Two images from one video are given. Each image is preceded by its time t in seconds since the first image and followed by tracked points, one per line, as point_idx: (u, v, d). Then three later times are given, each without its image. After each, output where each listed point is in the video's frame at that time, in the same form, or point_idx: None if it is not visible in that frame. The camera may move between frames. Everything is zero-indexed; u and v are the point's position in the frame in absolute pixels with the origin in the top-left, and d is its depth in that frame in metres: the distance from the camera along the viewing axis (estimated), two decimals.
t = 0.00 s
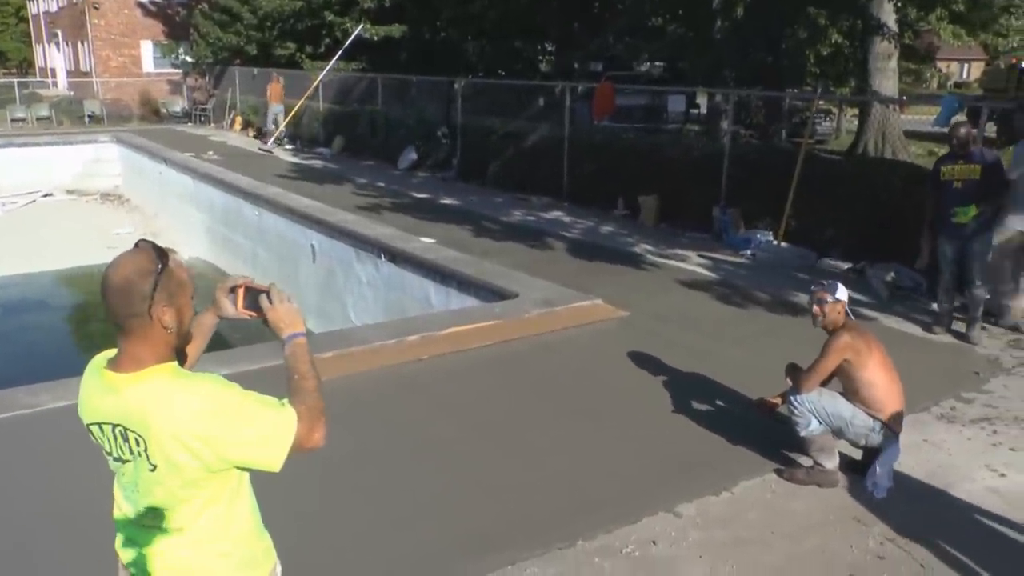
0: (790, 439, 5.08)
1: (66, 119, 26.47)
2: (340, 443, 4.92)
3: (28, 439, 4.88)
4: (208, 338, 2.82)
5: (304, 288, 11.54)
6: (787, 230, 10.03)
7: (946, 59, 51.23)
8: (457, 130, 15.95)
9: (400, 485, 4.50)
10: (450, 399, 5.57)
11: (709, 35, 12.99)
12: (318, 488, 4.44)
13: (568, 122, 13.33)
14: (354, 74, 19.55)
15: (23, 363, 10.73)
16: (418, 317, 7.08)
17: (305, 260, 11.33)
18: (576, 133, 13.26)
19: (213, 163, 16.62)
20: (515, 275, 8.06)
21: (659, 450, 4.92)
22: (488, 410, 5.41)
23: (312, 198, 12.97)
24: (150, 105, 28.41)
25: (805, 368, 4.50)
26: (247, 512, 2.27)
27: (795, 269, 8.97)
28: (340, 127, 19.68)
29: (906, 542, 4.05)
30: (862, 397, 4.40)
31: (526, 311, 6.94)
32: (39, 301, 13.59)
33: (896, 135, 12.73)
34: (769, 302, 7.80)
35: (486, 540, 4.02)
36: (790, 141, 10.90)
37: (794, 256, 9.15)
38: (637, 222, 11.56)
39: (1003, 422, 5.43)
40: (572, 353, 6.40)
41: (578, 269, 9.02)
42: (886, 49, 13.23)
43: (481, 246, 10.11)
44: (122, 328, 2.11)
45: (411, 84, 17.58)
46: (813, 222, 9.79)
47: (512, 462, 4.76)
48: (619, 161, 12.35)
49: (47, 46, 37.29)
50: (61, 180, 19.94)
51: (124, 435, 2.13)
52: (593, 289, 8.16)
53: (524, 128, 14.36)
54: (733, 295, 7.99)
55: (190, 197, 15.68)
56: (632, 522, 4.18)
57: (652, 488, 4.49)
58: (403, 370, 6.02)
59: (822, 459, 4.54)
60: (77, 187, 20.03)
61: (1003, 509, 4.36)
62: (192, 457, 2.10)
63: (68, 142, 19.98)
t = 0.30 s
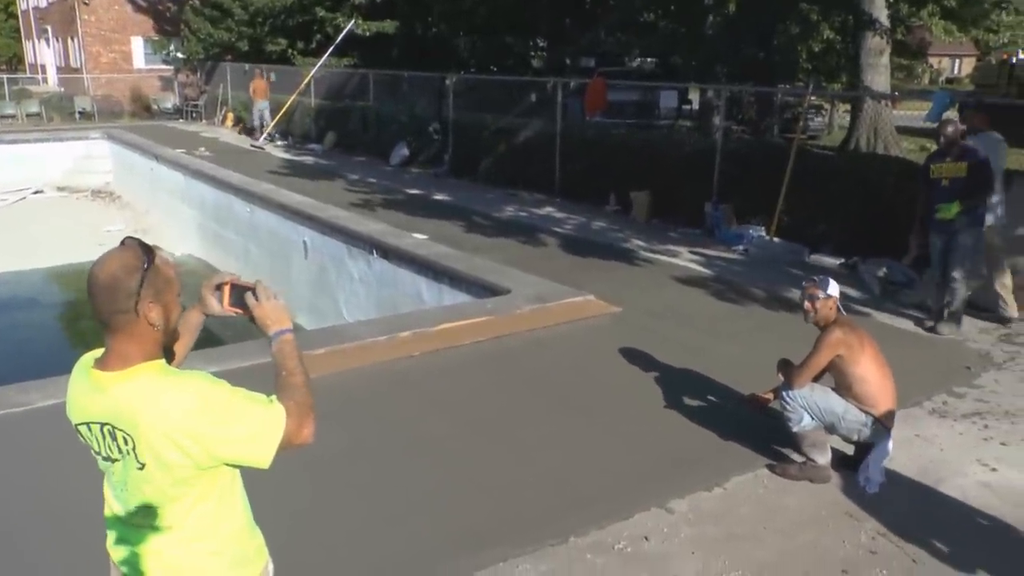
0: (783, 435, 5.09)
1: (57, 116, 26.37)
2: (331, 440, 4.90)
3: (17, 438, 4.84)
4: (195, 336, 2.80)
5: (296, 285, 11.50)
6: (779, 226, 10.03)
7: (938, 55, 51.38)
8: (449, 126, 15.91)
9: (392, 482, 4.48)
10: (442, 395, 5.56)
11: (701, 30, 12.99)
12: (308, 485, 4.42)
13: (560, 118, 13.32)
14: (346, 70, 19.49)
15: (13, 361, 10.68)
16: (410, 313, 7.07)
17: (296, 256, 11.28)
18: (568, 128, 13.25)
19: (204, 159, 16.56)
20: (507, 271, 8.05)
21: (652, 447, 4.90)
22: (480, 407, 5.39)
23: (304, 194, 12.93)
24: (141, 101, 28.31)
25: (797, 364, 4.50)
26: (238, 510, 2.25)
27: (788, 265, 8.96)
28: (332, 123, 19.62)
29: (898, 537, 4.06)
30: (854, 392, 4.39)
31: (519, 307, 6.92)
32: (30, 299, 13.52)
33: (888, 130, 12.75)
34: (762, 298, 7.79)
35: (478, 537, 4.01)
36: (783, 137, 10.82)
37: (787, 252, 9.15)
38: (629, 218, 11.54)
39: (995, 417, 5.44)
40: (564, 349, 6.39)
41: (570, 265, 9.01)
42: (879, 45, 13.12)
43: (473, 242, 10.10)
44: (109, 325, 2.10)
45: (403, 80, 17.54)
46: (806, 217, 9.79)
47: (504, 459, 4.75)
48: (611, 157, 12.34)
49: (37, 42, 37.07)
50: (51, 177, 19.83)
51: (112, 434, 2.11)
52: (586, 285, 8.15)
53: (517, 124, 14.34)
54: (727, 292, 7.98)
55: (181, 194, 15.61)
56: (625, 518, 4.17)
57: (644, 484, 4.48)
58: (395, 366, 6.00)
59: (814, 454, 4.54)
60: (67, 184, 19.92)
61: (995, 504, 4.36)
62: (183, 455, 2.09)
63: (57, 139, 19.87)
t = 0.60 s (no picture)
0: (778, 427, 5.09)
1: (49, 108, 26.28)
2: (325, 434, 4.88)
3: (10, 432, 4.81)
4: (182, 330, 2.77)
5: (290, 278, 11.45)
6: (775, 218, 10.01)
7: (934, 46, 51.54)
8: (444, 118, 15.84)
9: (386, 476, 4.46)
10: (437, 388, 5.53)
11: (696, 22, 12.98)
12: (303, 480, 4.40)
13: (555, 110, 13.27)
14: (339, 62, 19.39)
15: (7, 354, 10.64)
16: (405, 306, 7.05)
17: (291, 249, 11.24)
18: (563, 120, 13.21)
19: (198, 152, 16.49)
20: (502, 263, 8.02)
21: (647, 440, 4.88)
22: (475, 400, 5.37)
23: (298, 187, 12.89)
24: (135, 94, 28.21)
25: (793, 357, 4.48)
26: (225, 504, 2.23)
27: (783, 258, 8.92)
28: (326, 116, 19.53)
29: (894, 530, 4.05)
30: (850, 384, 4.38)
31: (514, 300, 6.90)
32: (23, 292, 13.46)
33: (883, 122, 12.72)
34: (759, 291, 7.78)
35: (473, 530, 3.99)
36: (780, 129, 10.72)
37: (781, 244, 9.07)
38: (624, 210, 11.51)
39: (989, 409, 5.43)
40: (560, 342, 6.36)
41: (565, 257, 8.99)
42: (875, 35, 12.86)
43: (468, 235, 10.07)
44: (94, 318, 2.07)
45: (397, 72, 17.46)
46: (801, 210, 9.77)
47: (499, 452, 4.73)
48: (606, 150, 12.30)
49: (29, 34, 36.83)
50: (44, 170, 19.72)
51: (97, 427, 2.09)
52: (581, 278, 8.13)
53: (512, 116, 14.28)
54: (724, 285, 7.95)
55: (175, 188, 15.53)
56: (620, 511, 4.16)
57: (640, 477, 4.46)
58: (390, 359, 5.98)
59: (809, 447, 4.52)
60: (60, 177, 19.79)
61: (990, 497, 4.35)
62: (168, 450, 2.06)
63: (51, 132, 19.75)
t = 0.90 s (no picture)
0: (775, 417, 5.08)
1: (45, 101, 26.20)
2: (321, 426, 4.85)
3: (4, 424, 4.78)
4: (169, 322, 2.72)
5: (286, 269, 11.43)
6: (772, 209, 9.99)
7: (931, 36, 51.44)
8: (440, 109, 15.78)
9: (382, 468, 4.44)
10: (433, 380, 5.51)
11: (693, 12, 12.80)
12: (299, 472, 4.37)
13: (552, 101, 13.24)
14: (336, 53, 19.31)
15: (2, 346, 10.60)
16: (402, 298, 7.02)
17: (286, 240, 11.22)
18: (560, 111, 13.17)
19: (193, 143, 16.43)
20: (499, 255, 7.99)
21: (644, 431, 4.86)
22: (472, 392, 5.35)
23: (294, 178, 12.84)
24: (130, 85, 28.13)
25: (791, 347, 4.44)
26: (196, 493, 2.24)
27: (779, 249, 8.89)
28: (322, 107, 19.46)
29: (891, 521, 4.03)
30: (848, 375, 4.36)
31: (511, 292, 6.88)
32: (18, 284, 13.41)
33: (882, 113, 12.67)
34: (756, 281, 7.76)
35: (469, 523, 3.97)
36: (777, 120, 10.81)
37: (778, 235, 9.01)
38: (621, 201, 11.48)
39: (988, 399, 5.42)
40: (557, 334, 6.34)
41: (562, 248, 8.96)
42: (871, 27, 13.11)
43: (464, 226, 10.04)
44: (71, 304, 2.07)
45: (394, 63, 17.39)
46: (799, 200, 9.75)
47: (496, 444, 4.71)
48: (602, 139, 12.28)
49: (23, 25, 36.66)
50: (40, 162, 19.66)
51: (68, 411, 2.09)
52: (578, 269, 8.10)
53: (508, 107, 14.24)
54: (722, 275, 7.93)
55: (171, 179, 15.48)
56: (617, 503, 4.14)
57: (637, 469, 4.45)
58: (386, 350, 5.94)
59: (807, 438, 4.50)
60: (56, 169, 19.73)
61: (988, 488, 4.34)
62: (136, 438, 2.07)
63: (46, 123, 19.68)
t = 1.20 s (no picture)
0: (775, 405, 5.06)
1: (42, 90, 26.08)
2: (319, 417, 4.83)
3: None
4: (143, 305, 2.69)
5: (284, 259, 11.40)
6: (773, 197, 9.95)
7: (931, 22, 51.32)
8: (439, 98, 15.72)
9: (381, 458, 4.41)
10: (432, 370, 5.48)
11: None
12: (297, 463, 4.35)
13: (551, 89, 13.16)
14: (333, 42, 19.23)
15: None
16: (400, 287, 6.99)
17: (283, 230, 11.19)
18: (559, 100, 13.10)
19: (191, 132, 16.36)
20: (498, 243, 7.95)
21: (644, 421, 4.83)
22: (471, 381, 5.32)
23: (291, 167, 12.80)
24: (128, 75, 28.03)
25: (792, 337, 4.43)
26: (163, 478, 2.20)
27: (779, 237, 8.87)
28: (320, 96, 19.37)
29: (892, 510, 4.01)
30: (849, 365, 4.33)
31: (509, 282, 6.85)
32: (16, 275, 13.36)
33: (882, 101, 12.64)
34: (756, 269, 7.72)
35: (468, 514, 3.94)
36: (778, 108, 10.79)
37: (778, 225, 9.02)
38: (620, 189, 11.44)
39: (989, 387, 5.40)
40: (556, 323, 6.30)
41: (561, 237, 8.92)
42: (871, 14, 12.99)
43: (463, 214, 10.00)
44: (31, 287, 2.06)
45: (392, 51, 17.32)
46: (798, 188, 9.71)
47: (496, 434, 4.68)
48: (601, 127, 12.21)
49: (20, 14, 36.49)
50: (37, 152, 19.60)
51: (30, 392, 2.07)
52: (577, 258, 8.07)
53: (507, 96, 14.17)
54: (721, 263, 7.90)
55: (168, 168, 15.42)
56: (617, 494, 4.12)
57: (637, 459, 4.42)
58: (384, 340, 5.91)
59: (808, 428, 4.46)
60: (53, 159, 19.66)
61: (989, 477, 4.32)
62: (95, 421, 2.04)
63: (43, 113, 19.59)
